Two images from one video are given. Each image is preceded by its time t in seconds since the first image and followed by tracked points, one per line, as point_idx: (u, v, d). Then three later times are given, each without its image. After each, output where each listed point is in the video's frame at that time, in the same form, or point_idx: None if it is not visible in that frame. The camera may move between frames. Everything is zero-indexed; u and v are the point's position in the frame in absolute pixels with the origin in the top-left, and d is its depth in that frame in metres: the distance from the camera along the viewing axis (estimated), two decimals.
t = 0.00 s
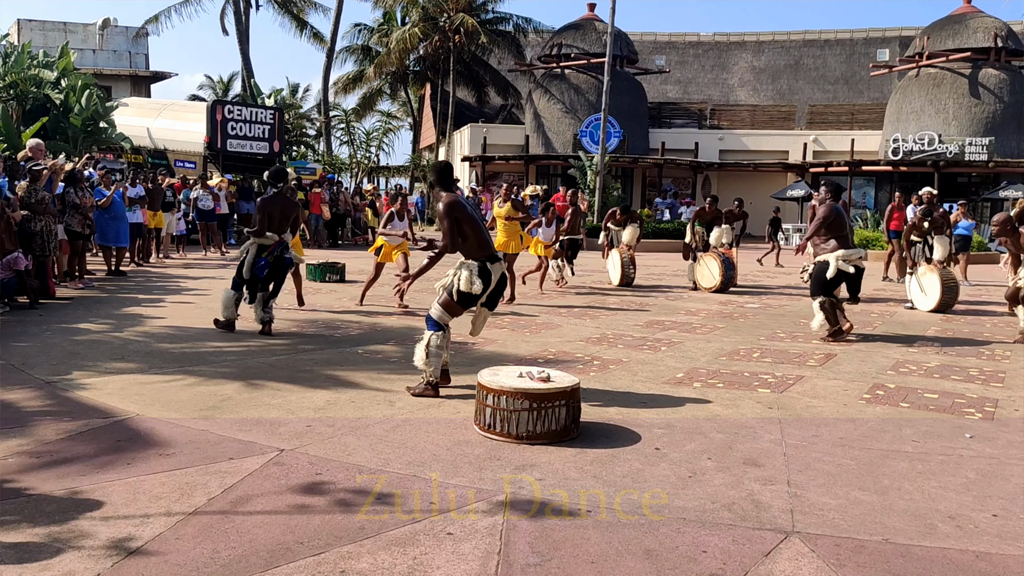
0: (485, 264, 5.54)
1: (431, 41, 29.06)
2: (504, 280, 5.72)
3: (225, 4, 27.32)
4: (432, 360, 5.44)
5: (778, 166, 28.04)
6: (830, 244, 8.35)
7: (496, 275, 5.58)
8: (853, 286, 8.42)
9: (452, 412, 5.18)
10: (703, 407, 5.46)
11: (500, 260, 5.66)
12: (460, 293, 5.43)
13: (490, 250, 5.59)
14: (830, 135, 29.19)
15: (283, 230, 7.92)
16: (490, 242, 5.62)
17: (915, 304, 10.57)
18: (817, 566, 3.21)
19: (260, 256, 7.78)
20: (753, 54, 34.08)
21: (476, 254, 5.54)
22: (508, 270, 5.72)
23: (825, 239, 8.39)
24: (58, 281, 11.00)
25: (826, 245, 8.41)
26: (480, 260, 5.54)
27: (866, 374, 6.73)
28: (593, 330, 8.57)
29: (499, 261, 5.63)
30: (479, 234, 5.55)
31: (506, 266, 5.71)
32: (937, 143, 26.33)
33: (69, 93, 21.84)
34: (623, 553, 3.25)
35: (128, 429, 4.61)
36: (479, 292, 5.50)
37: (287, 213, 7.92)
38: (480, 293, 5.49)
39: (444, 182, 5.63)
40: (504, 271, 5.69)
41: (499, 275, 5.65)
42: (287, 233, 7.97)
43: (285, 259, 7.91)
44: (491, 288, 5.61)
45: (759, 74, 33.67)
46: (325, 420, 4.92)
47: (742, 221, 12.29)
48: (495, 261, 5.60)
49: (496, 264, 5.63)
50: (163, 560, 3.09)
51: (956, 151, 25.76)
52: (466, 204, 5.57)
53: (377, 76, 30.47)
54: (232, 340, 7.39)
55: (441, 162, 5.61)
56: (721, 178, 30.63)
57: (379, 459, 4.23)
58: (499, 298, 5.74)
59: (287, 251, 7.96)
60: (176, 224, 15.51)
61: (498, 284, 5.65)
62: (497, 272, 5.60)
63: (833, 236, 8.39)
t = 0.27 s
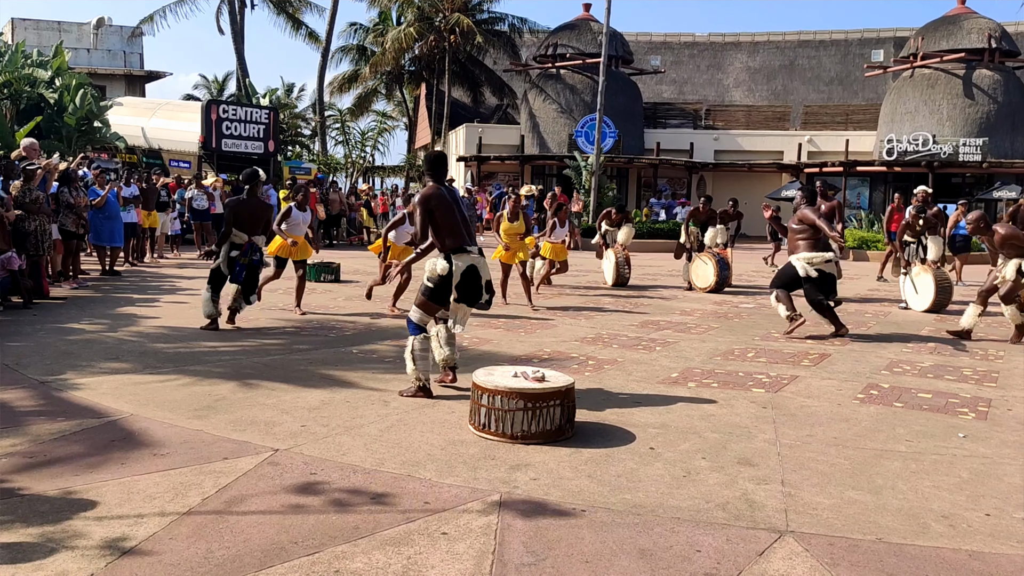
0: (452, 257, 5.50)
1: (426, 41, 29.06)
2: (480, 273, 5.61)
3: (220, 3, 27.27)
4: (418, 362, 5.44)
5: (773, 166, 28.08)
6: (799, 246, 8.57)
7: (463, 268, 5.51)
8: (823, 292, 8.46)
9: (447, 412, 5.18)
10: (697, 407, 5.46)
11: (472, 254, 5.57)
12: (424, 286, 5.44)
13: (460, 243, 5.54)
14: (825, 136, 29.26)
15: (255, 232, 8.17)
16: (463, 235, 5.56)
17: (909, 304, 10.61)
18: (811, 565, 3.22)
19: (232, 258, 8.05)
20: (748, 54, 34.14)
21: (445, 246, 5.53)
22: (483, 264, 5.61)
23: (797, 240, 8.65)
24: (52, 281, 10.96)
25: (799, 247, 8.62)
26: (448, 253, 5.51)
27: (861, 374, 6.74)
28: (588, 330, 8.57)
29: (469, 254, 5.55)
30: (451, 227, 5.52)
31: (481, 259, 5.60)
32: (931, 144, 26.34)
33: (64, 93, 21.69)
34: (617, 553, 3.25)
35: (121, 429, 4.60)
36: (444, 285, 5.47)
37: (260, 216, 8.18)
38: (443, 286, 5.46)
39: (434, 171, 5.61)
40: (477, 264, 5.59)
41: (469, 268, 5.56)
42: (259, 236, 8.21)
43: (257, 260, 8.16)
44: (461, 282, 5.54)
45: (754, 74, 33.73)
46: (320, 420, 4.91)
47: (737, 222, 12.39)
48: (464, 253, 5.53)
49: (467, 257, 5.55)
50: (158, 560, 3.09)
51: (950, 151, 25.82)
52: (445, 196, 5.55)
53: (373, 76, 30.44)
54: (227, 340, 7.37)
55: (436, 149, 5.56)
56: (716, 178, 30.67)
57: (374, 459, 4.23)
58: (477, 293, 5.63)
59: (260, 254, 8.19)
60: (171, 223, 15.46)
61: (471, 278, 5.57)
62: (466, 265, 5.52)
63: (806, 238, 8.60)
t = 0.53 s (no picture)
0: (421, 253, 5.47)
1: (417, 41, 29.03)
2: (451, 271, 5.48)
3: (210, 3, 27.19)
4: (396, 358, 5.48)
5: (763, 167, 28.17)
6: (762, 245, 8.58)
7: (429, 264, 5.43)
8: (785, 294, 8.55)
9: (437, 412, 5.18)
10: (687, 407, 5.48)
11: (442, 250, 5.46)
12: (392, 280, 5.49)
13: (431, 240, 5.47)
14: (814, 137, 29.37)
15: (235, 222, 8.47)
16: (436, 231, 5.48)
17: (898, 304, 10.66)
18: (799, 564, 3.23)
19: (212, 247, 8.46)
20: (738, 55, 34.24)
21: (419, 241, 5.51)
22: (453, 261, 5.46)
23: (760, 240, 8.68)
24: (40, 281, 10.92)
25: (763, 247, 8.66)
26: (420, 249, 5.49)
27: (849, 374, 6.77)
28: (578, 330, 8.58)
29: (437, 250, 5.45)
30: (423, 223, 5.49)
31: (452, 257, 5.47)
32: (920, 145, 26.50)
33: (53, 92, 21.74)
34: (607, 552, 3.26)
35: (110, 429, 4.59)
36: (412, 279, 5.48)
37: (239, 206, 8.47)
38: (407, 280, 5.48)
39: (423, 167, 5.60)
40: (447, 262, 5.46)
41: (439, 265, 5.46)
42: (239, 226, 8.52)
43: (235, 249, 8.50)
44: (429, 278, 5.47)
45: (745, 75, 33.83)
46: (310, 420, 4.90)
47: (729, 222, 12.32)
48: (432, 250, 5.45)
49: (437, 253, 5.46)
50: (146, 560, 3.08)
51: (939, 152, 25.95)
52: (424, 192, 5.52)
53: (364, 76, 30.38)
54: (217, 339, 7.36)
55: (423, 144, 5.53)
56: (706, 179, 30.74)
57: (364, 458, 4.23)
58: (449, 292, 5.50)
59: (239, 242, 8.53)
60: (160, 223, 15.40)
61: (439, 275, 5.46)
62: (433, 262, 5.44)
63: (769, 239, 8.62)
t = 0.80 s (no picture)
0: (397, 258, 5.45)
1: (405, 41, 29.00)
2: (429, 276, 5.44)
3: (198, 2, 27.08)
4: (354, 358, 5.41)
5: (750, 168, 28.29)
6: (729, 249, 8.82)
7: (406, 269, 5.41)
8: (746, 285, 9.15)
9: (424, 412, 5.18)
10: (673, 407, 5.51)
11: (420, 256, 5.43)
12: (367, 287, 5.48)
13: (408, 245, 5.46)
14: (801, 138, 29.52)
15: (211, 222, 8.53)
16: (413, 237, 5.47)
17: (884, 305, 10.73)
18: (784, 563, 3.26)
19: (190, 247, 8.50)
20: (726, 56, 34.39)
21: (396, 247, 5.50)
22: (431, 266, 5.43)
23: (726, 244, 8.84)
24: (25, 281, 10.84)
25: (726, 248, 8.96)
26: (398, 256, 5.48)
27: (835, 374, 6.82)
28: (566, 330, 8.60)
29: (414, 256, 5.42)
30: (400, 230, 5.48)
31: (429, 262, 5.43)
32: (906, 146, 26.68)
33: (39, 90, 21.56)
34: (593, 551, 3.27)
35: (95, 429, 4.57)
36: (388, 285, 5.47)
37: (217, 207, 8.53)
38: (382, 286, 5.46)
39: (402, 175, 5.63)
40: (424, 267, 5.43)
41: (415, 271, 5.43)
42: (217, 226, 8.56)
43: (214, 249, 8.54)
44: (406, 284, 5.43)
45: (732, 76, 33.98)
46: (297, 420, 4.90)
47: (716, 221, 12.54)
48: (409, 255, 5.43)
49: (415, 259, 5.43)
50: (131, 561, 3.07)
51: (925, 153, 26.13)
52: (400, 199, 5.56)
53: (352, 76, 30.30)
54: (204, 340, 7.33)
55: (401, 151, 5.56)
56: (694, 179, 30.84)
57: (351, 459, 4.23)
58: (426, 298, 5.45)
59: (218, 243, 8.53)
60: (146, 223, 15.33)
61: (416, 280, 5.43)
62: (409, 267, 5.41)
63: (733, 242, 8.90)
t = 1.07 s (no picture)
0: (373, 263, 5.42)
1: (394, 42, 28.99)
2: (406, 280, 5.40)
3: (185, 2, 26.97)
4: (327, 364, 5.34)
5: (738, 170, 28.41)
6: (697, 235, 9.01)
7: (382, 274, 5.37)
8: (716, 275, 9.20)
9: (414, 413, 5.18)
10: (662, 407, 5.53)
11: (395, 259, 5.40)
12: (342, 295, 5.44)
13: (383, 249, 5.43)
14: (789, 140, 29.68)
15: (198, 217, 8.53)
16: (387, 241, 5.45)
17: (871, 306, 10.79)
18: (772, 562, 3.27)
19: (181, 244, 8.58)
20: (714, 58, 34.58)
21: (371, 252, 5.47)
22: (407, 270, 5.39)
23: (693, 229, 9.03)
24: (11, 282, 10.76)
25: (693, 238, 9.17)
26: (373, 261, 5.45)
27: (823, 374, 6.86)
28: (555, 331, 8.61)
29: (390, 260, 5.38)
30: (374, 234, 5.49)
31: (405, 265, 5.40)
32: (892, 148, 26.87)
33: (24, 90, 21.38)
34: (582, 551, 3.28)
35: (83, 430, 4.55)
36: (364, 291, 5.43)
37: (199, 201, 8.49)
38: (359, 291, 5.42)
39: (372, 180, 5.64)
40: (400, 271, 5.39)
41: (392, 275, 5.38)
42: (204, 221, 8.54)
43: (202, 242, 8.52)
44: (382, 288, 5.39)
45: (720, 78, 34.13)
46: (286, 422, 4.88)
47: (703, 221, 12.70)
48: (385, 260, 5.39)
49: (390, 263, 5.40)
50: (119, 562, 3.06)
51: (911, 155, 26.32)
52: (372, 205, 5.59)
53: (340, 77, 30.23)
54: (192, 341, 7.30)
55: (371, 154, 5.56)
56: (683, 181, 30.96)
57: (340, 459, 4.22)
58: (404, 301, 5.38)
59: (204, 237, 8.50)
60: (133, 224, 15.26)
61: (392, 284, 5.38)
62: (385, 272, 5.37)
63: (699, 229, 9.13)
